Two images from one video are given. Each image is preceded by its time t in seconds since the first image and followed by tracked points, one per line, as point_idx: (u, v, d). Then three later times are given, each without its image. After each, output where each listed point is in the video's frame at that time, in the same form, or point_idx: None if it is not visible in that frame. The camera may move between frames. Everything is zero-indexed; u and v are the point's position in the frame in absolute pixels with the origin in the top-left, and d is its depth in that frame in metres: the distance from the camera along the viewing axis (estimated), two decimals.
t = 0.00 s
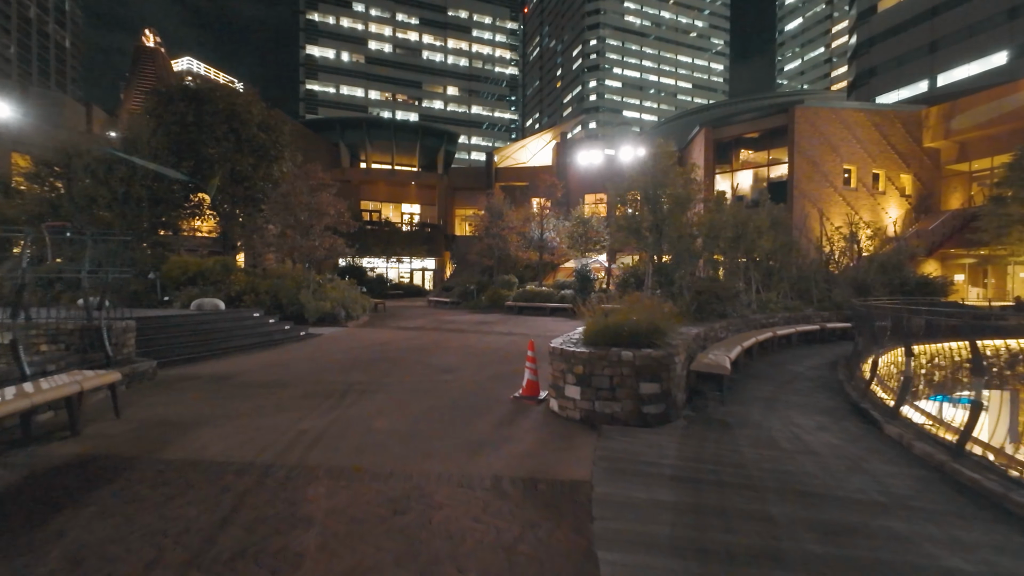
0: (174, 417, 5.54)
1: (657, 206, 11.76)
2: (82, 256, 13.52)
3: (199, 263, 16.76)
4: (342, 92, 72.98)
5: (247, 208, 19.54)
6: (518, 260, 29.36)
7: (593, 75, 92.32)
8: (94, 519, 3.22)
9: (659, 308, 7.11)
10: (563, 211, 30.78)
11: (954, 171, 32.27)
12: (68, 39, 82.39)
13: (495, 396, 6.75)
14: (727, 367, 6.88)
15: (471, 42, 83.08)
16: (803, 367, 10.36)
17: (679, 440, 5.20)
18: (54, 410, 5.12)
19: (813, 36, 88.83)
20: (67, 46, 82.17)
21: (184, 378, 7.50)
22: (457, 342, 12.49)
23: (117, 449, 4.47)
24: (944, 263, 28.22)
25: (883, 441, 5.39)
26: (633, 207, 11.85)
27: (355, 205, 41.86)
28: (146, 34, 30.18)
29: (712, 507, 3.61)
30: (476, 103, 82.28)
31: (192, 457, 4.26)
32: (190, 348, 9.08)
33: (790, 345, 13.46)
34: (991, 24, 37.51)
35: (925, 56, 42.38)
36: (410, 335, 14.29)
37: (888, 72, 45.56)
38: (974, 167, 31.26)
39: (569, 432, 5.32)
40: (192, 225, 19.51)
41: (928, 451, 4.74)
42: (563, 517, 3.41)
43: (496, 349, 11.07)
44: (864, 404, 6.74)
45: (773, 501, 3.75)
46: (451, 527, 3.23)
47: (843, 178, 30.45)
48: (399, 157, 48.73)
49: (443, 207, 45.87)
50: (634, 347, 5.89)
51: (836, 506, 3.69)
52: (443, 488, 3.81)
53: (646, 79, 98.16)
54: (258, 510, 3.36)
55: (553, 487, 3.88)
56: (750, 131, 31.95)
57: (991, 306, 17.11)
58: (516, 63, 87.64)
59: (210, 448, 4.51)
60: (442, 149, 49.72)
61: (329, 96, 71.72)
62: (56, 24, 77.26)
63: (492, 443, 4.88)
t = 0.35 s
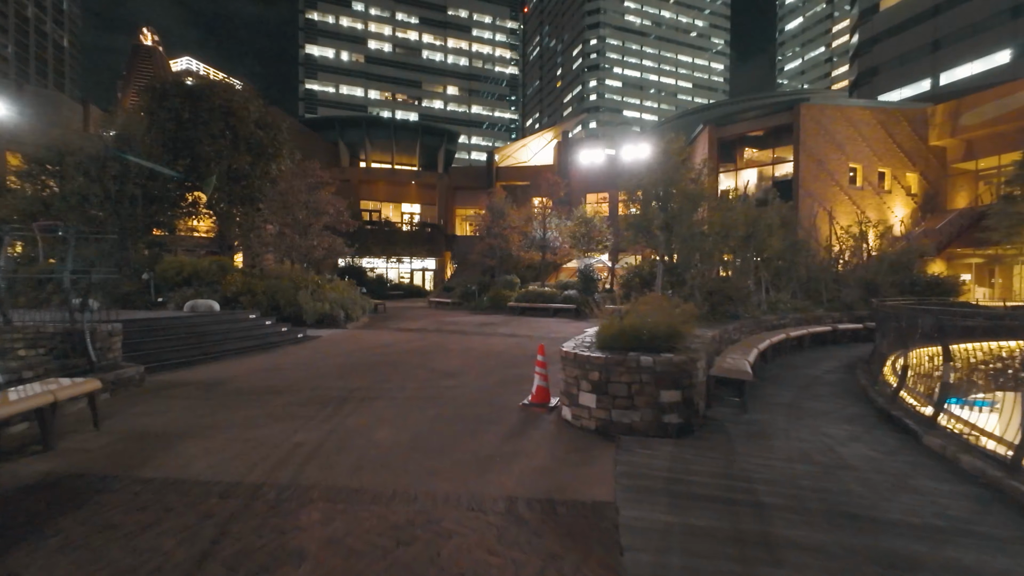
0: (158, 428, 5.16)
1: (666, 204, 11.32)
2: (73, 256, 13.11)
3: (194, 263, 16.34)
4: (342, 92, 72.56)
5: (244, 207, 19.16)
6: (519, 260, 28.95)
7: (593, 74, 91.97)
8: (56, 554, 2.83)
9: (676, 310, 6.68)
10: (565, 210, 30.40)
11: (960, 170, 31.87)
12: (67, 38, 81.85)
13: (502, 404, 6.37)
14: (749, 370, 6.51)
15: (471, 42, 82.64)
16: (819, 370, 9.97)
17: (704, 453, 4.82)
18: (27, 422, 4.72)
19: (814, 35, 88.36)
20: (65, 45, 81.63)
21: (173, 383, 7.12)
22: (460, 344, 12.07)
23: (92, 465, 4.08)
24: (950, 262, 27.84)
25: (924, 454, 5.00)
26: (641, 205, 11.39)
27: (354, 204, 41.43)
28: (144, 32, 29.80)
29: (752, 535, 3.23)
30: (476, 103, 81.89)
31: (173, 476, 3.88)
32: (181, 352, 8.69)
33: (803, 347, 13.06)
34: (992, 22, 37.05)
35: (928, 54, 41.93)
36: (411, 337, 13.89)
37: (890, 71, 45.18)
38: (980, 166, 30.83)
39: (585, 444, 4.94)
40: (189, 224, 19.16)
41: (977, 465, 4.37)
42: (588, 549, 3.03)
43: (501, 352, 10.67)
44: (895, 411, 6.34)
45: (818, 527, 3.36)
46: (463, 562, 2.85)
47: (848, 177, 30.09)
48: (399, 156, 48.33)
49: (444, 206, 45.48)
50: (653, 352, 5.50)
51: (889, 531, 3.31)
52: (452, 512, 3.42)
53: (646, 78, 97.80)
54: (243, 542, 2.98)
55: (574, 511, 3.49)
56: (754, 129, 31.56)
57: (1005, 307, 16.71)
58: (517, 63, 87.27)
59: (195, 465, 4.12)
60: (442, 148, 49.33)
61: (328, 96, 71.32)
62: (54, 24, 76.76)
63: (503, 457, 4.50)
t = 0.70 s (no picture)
0: (142, 442, 4.78)
1: (681, 203, 10.91)
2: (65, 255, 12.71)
3: (190, 263, 15.86)
4: (342, 92, 72.20)
5: (243, 206, 18.78)
6: (522, 260, 28.54)
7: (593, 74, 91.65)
8: None
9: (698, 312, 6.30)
10: (568, 209, 30.00)
11: (967, 169, 31.36)
12: (66, 38, 81.46)
13: (512, 414, 5.98)
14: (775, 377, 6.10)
15: (472, 41, 82.23)
16: (838, 375, 9.60)
17: (737, 471, 4.41)
18: None
19: (815, 35, 87.73)
20: (65, 45, 81.20)
21: (163, 391, 6.73)
22: (464, 347, 11.68)
23: (65, 487, 3.71)
24: (958, 263, 27.45)
25: (972, 470, 4.61)
26: (655, 203, 10.97)
27: (354, 204, 41.07)
28: (143, 30, 29.46)
29: (807, 575, 2.83)
30: (476, 102, 81.43)
31: (152, 501, 3.50)
32: (172, 357, 8.29)
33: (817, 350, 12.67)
34: (997, 20, 36.57)
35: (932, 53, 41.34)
36: (413, 339, 13.50)
37: (894, 69, 44.68)
38: (988, 165, 30.22)
39: (605, 460, 4.55)
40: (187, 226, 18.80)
41: None
42: None
43: (507, 356, 10.27)
44: (931, 420, 5.95)
45: (880, 563, 2.96)
46: None
47: (855, 176, 29.69)
48: (399, 155, 47.96)
49: (445, 206, 45.14)
50: (677, 359, 5.10)
51: (958, 568, 2.93)
52: (463, 545, 3.04)
53: (647, 78, 97.36)
54: None
55: (600, 543, 3.11)
56: (760, 128, 31.19)
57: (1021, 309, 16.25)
58: (517, 62, 86.85)
59: (178, 487, 3.75)
60: (443, 147, 48.89)
61: (328, 96, 71.01)
62: (54, 23, 76.43)
63: (516, 477, 4.12)
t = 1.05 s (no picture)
0: (129, 454, 4.40)
1: (696, 199, 10.27)
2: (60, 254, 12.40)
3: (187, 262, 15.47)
4: (342, 92, 71.86)
5: (241, 204, 18.41)
6: (524, 261, 28.12)
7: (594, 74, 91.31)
8: None
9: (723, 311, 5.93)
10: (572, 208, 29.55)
11: (975, 169, 31.04)
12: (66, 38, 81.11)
13: (526, 422, 5.62)
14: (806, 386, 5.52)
15: (473, 41, 81.89)
16: (859, 379, 9.21)
17: (778, 487, 4.05)
18: None
19: (817, 35, 87.27)
20: (65, 44, 80.88)
21: (153, 397, 6.34)
22: (469, 350, 11.29)
23: (40, 510, 3.33)
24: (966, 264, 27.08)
25: None
26: (670, 198, 10.34)
27: (354, 203, 40.71)
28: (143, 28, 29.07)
29: None
30: (477, 102, 81.05)
31: (137, 526, 3.13)
32: (163, 360, 7.90)
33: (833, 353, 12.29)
34: (1001, 20, 36.20)
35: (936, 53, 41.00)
36: (415, 341, 13.11)
37: (898, 69, 44.36)
38: (996, 164, 29.93)
39: (633, 476, 4.17)
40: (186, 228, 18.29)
41: None
42: None
43: (514, 359, 9.91)
44: (974, 430, 5.58)
45: None
46: None
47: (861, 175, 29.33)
48: (400, 155, 47.57)
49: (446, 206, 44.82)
50: (708, 365, 4.73)
51: None
52: None
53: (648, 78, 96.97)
54: None
55: None
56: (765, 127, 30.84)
57: None
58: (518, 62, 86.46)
59: (166, 508, 3.38)
60: (444, 147, 48.46)
61: (328, 95, 70.66)
62: (54, 22, 76.04)
63: (538, 495, 3.76)
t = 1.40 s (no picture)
0: (113, 475, 4.02)
1: (716, 196, 9.81)
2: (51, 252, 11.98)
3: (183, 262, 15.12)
4: (342, 91, 71.47)
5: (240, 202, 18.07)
6: (526, 261, 27.67)
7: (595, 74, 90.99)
8: None
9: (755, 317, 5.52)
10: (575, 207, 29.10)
11: (982, 168, 30.70)
12: (64, 36, 80.59)
13: (542, 435, 5.26)
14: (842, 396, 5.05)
15: (473, 40, 81.41)
16: (884, 385, 8.81)
17: (828, 514, 3.66)
18: None
19: (818, 35, 86.75)
20: (64, 43, 80.44)
21: (143, 406, 5.95)
22: (475, 354, 10.91)
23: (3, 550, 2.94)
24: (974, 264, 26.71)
25: None
26: (688, 195, 9.93)
27: (355, 202, 40.35)
28: (143, 27, 28.51)
29: None
30: (477, 101, 80.59)
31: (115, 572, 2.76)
32: (156, 367, 7.48)
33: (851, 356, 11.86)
34: (1007, 18, 35.55)
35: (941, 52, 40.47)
36: (417, 344, 12.71)
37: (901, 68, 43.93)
38: (1003, 164, 29.59)
39: (667, 502, 3.78)
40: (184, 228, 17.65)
41: None
42: None
43: (523, 364, 9.52)
44: None
45: None
46: None
47: (869, 175, 28.96)
48: (401, 154, 47.18)
49: (447, 205, 44.54)
50: (746, 377, 4.34)
51: None
52: None
53: (649, 78, 96.58)
54: None
55: None
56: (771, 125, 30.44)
57: None
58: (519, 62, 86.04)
59: (151, 546, 3.02)
60: (444, 145, 48.00)
61: (328, 95, 70.27)
62: (53, 21, 75.63)
63: (566, 526, 3.40)
